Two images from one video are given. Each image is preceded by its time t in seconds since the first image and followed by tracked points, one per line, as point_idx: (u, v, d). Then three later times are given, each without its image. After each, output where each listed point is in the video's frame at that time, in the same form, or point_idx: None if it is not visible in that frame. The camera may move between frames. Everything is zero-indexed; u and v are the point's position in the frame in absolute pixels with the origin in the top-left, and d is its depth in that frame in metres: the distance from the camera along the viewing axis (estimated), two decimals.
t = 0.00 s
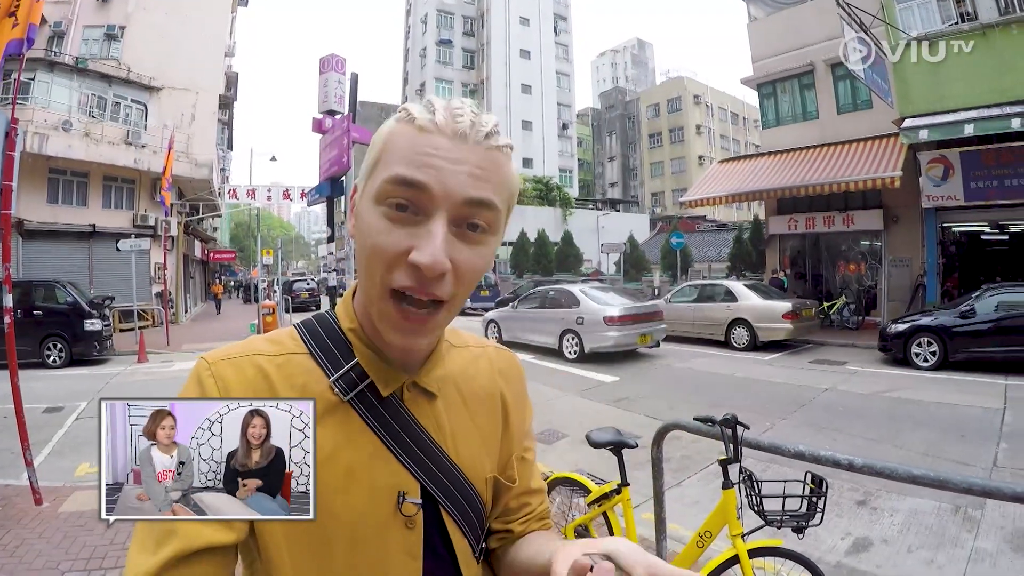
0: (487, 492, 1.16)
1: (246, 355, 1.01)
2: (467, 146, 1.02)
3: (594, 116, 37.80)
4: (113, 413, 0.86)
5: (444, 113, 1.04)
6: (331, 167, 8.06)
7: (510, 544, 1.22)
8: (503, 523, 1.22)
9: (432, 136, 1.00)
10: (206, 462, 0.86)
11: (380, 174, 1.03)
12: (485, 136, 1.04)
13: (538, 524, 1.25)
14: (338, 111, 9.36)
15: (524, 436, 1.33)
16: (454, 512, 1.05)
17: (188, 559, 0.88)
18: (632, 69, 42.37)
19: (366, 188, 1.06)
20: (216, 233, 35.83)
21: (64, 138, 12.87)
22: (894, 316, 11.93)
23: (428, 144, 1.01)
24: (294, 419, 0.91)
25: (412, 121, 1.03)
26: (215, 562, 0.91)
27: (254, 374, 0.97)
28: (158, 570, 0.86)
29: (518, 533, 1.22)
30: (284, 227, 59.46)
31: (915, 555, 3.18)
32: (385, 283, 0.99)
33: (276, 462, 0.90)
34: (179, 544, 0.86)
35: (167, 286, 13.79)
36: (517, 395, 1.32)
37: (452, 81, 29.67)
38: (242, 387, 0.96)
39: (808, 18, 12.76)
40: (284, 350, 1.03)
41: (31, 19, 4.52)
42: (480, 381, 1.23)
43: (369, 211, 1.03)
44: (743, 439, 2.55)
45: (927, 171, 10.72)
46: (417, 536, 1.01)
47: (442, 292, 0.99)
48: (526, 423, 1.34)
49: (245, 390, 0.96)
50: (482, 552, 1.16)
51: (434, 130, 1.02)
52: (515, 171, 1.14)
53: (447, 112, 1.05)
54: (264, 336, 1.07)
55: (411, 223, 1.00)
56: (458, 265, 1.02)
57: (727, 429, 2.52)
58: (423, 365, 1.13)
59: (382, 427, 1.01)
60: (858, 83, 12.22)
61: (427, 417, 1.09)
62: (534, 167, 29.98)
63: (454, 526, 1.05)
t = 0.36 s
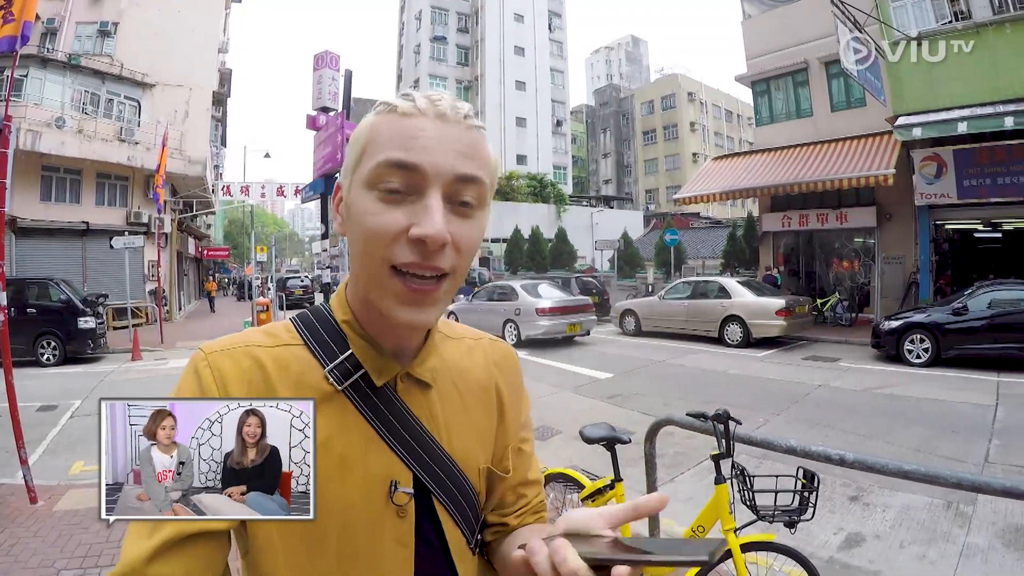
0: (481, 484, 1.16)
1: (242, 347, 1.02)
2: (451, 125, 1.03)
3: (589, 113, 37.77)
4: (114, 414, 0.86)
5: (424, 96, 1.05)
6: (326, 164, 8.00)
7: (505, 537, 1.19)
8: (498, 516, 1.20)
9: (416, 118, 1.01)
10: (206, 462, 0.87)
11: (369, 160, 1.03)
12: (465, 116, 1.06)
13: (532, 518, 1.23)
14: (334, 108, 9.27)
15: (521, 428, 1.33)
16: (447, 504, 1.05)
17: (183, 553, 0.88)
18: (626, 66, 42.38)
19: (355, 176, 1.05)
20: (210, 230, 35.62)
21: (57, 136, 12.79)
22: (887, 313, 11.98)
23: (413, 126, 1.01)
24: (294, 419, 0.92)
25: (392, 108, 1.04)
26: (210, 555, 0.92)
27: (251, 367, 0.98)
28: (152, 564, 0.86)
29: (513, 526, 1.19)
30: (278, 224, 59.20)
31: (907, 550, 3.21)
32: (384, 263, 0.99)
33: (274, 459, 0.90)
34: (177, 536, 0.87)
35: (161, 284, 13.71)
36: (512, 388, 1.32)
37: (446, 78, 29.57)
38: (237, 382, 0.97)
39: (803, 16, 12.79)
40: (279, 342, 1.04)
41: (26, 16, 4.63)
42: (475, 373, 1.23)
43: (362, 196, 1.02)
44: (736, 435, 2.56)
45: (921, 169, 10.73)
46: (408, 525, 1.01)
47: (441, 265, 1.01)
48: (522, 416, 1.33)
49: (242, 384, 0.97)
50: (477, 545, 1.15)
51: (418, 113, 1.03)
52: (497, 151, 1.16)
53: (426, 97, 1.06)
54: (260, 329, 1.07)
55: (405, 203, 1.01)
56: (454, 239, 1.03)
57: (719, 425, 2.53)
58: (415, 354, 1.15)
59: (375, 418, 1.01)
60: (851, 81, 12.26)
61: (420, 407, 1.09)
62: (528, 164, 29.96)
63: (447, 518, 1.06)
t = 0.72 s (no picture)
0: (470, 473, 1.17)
1: (221, 356, 1.00)
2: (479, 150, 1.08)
3: (585, 112, 37.76)
4: (113, 414, 0.89)
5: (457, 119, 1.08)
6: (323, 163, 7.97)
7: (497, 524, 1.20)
8: (487, 503, 1.21)
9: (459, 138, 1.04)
10: (206, 462, 0.89)
11: (408, 162, 1.01)
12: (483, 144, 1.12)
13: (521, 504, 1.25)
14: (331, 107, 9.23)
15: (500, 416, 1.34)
16: (441, 493, 1.08)
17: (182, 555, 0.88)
18: (623, 65, 42.41)
19: (386, 174, 1.01)
20: (206, 230, 35.49)
21: (54, 135, 12.74)
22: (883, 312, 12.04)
23: (453, 142, 1.03)
24: (294, 419, 0.92)
25: (430, 118, 1.04)
26: (211, 560, 0.92)
27: (234, 376, 0.95)
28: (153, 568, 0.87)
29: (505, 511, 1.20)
30: (274, 223, 59.02)
31: (903, 548, 3.23)
32: (415, 264, 0.99)
33: (272, 460, 0.91)
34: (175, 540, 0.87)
35: (158, 283, 13.65)
36: (488, 378, 1.33)
37: (443, 77, 29.54)
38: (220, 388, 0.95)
39: (800, 16, 12.82)
40: (262, 348, 1.02)
41: (22, 15, 4.64)
42: (452, 366, 1.24)
43: (394, 196, 1.00)
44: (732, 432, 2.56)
45: (917, 168, 10.78)
46: (403, 516, 1.02)
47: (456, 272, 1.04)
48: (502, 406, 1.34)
49: (226, 388, 0.94)
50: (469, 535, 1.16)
51: (455, 132, 1.05)
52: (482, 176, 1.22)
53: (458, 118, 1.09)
54: (238, 337, 1.05)
55: (442, 210, 1.01)
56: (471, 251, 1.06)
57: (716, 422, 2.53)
58: (393, 350, 1.14)
59: (363, 415, 1.01)
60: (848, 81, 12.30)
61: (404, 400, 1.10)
62: (525, 163, 29.94)
63: (439, 506, 1.07)
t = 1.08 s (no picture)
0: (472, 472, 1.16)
1: (220, 356, 1.00)
2: (404, 119, 1.08)
3: (583, 113, 37.78)
4: (113, 414, 0.89)
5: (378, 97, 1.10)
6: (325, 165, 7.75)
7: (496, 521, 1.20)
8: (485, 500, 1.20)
9: (373, 114, 1.06)
10: (206, 462, 0.89)
11: (334, 152, 1.05)
12: (416, 113, 1.12)
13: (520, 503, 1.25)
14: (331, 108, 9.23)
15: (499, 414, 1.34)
16: (444, 494, 1.08)
17: (185, 555, 0.87)
18: (620, 66, 42.45)
19: (321, 169, 1.06)
20: (204, 230, 35.43)
21: (51, 134, 12.70)
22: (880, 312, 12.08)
23: (372, 119, 1.06)
24: (294, 419, 0.93)
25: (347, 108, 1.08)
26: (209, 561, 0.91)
27: (237, 374, 0.96)
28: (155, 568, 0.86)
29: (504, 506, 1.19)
30: (271, 223, 58.92)
31: (901, 547, 3.24)
32: (356, 239, 1.00)
33: (274, 461, 0.92)
34: (170, 539, 0.86)
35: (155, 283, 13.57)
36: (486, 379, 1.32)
37: (440, 77, 29.54)
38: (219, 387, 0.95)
39: (798, 17, 12.87)
40: (262, 348, 1.02)
41: (19, 15, 4.60)
42: (450, 366, 1.24)
43: (330, 185, 1.03)
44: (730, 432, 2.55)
45: (914, 169, 10.83)
46: (406, 513, 1.02)
47: (409, 236, 1.03)
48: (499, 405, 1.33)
49: (228, 387, 0.94)
50: (467, 532, 1.16)
51: (375, 111, 1.07)
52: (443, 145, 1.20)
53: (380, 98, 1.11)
54: (239, 338, 1.05)
55: (372, 184, 1.03)
56: (419, 214, 1.05)
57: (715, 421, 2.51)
58: (391, 344, 1.14)
59: (363, 413, 1.02)
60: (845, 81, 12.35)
61: (404, 397, 1.10)
62: (523, 163, 29.95)
63: (440, 503, 1.08)
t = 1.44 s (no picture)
0: (467, 474, 1.16)
1: (217, 353, 1.00)
2: (406, 129, 1.02)
3: (583, 112, 37.75)
4: (113, 414, 0.89)
5: (378, 101, 1.03)
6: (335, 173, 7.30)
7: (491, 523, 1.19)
8: (483, 502, 1.20)
9: (373, 125, 1.00)
10: (206, 462, 0.89)
11: (333, 167, 1.01)
12: (419, 119, 1.04)
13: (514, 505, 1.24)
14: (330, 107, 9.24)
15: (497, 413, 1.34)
16: (439, 498, 1.08)
17: (180, 551, 0.88)
18: (620, 65, 42.36)
19: (321, 184, 1.03)
20: (204, 230, 35.44)
21: (51, 134, 12.70)
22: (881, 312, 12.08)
23: (370, 132, 1.00)
24: (294, 419, 0.93)
25: (347, 114, 1.02)
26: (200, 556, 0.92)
27: (232, 369, 0.96)
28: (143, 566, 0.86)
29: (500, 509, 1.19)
30: (272, 223, 58.95)
31: (902, 546, 3.24)
32: (359, 266, 0.98)
33: (274, 461, 0.92)
34: (166, 539, 0.86)
35: (156, 283, 13.54)
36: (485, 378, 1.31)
37: (440, 77, 29.52)
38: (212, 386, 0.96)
39: (797, 17, 12.88)
40: (260, 345, 1.02)
41: (17, 14, 4.64)
42: (451, 364, 1.23)
43: (329, 206, 1.01)
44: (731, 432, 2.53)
45: (914, 169, 10.82)
46: (399, 515, 1.01)
47: (413, 262, 1.01)
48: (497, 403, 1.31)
49: (223, 386, 0.95)
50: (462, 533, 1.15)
51: (376, 120, 1.00)
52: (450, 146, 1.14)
53: (378, 100, 1.04)
54: (238, 334, 1.05)
55: (373, 207, 0.99)
56: (424, 237, 1.02)
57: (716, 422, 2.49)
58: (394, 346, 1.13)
59: (362, 414, 1.01)
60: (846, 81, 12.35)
61: (399, 399, 1.09)
62: (523, 163, 29.96)
63: (434, 505, 1.08)
